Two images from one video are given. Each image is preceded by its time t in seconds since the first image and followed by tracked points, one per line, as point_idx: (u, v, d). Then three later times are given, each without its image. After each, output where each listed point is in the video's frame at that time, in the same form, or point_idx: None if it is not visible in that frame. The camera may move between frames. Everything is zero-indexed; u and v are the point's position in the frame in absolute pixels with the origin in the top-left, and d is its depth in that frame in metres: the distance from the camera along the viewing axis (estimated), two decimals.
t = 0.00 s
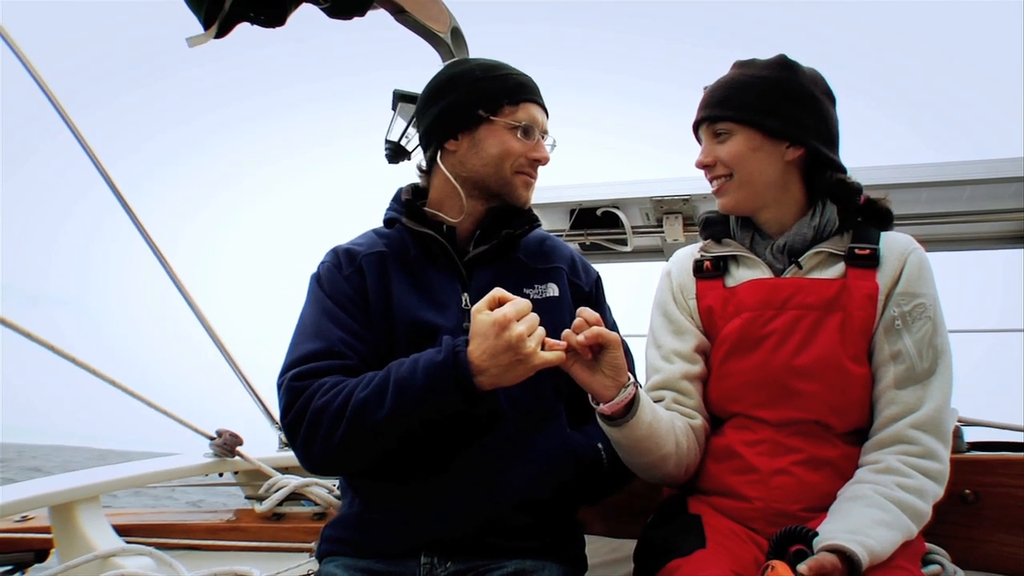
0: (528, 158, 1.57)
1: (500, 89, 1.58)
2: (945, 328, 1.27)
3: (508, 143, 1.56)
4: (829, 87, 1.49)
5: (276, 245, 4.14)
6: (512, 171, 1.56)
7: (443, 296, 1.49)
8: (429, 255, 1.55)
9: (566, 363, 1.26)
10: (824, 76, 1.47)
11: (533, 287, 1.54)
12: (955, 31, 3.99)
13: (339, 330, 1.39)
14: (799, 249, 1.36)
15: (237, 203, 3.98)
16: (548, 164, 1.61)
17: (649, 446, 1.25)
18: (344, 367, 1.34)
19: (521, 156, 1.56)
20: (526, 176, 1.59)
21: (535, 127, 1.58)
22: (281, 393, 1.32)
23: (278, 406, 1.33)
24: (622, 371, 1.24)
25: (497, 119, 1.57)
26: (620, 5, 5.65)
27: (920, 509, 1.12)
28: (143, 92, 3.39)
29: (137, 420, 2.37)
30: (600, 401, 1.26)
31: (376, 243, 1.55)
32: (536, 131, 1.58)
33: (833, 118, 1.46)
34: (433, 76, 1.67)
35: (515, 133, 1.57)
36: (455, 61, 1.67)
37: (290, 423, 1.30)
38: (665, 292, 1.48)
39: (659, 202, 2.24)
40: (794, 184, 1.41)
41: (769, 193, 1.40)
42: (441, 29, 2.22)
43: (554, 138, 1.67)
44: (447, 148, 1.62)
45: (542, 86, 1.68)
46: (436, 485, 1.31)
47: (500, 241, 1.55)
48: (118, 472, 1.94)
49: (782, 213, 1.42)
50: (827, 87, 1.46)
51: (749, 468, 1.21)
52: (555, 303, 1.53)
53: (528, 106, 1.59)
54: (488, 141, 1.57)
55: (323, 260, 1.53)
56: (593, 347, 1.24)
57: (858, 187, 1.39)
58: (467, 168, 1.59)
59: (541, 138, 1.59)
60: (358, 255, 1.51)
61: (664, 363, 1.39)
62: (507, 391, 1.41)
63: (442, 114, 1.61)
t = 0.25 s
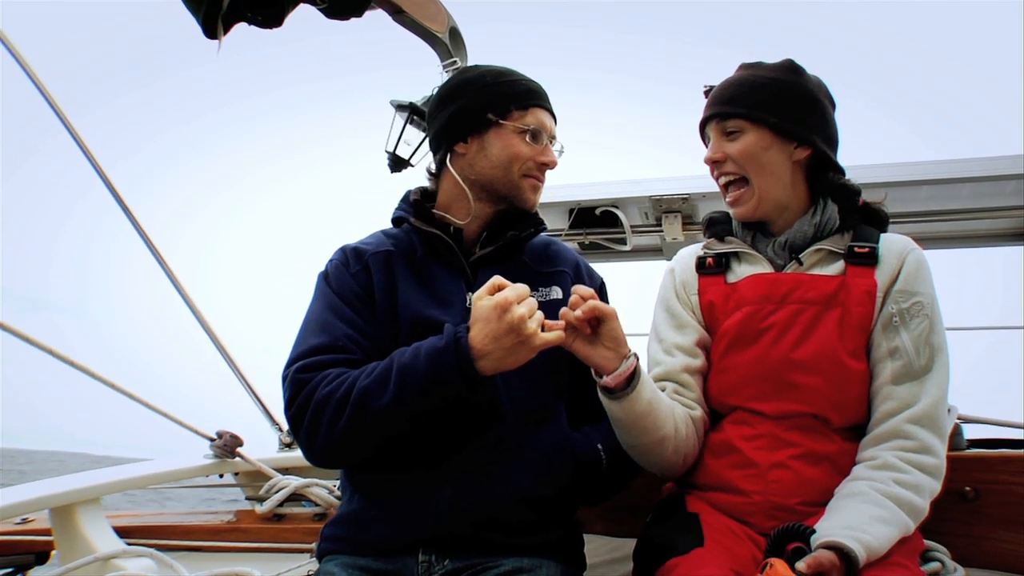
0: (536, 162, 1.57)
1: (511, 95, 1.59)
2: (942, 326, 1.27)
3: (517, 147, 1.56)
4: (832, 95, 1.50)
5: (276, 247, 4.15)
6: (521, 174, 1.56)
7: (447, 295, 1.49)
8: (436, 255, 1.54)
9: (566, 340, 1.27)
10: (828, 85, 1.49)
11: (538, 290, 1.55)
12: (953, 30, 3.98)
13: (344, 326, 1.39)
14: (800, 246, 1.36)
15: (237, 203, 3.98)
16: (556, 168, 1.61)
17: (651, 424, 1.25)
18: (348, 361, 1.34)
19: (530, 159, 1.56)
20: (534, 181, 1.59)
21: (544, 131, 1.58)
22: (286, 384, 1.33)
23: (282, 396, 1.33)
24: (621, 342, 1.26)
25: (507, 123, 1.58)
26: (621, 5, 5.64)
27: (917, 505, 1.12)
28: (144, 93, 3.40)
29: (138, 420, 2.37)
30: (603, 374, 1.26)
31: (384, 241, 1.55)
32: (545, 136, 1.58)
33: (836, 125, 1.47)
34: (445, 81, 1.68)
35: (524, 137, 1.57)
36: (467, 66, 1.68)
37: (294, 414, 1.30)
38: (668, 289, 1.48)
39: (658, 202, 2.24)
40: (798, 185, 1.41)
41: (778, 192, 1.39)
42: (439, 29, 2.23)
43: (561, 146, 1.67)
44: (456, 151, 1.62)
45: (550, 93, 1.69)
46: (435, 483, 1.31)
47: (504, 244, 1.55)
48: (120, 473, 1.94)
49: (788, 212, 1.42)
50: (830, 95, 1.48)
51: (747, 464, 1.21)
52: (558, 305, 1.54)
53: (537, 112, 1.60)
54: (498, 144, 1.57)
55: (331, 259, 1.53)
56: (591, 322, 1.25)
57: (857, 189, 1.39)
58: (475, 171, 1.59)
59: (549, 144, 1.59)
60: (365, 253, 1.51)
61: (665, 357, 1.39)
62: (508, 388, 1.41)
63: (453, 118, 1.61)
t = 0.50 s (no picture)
0: (537, 162, 1.57)
1: (510, 96, 1.60)
2: (943, 323, 1.27)
3: (517, 147, 1.56)
4: (825, 94, 1.50)
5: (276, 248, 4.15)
6: (521, 174, 1.57)
7: (448, 295, 1.49)
8: (437, 255, 1.55)
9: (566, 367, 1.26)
10: (822, 84, 1.48)
11: (538, 290, 1.54)
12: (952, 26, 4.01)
13: (344, 326, 1.40)
14: (802, 245, 1.36)
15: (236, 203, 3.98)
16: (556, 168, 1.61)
17: (650, 440, 1.26)
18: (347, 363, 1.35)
19: (530, 158, 1.57)
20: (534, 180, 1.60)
21: (543, 132, 1.59)
22: (285, 384, 1.33)
23: (281, 398, 1.33)
24: (620, 368, 1.25)
25: (507, 123, 1.58)
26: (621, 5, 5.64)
27: (918, 500, 1.12)
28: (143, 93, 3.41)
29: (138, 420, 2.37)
30: (602, 399, 1.26)
31: (384, 242, 1.55)
32: (545, 137, 1.59)
33: (829, 124, 1.47)
34: (446, 83, 1.69)
35: (524, 138, 1.57)
36: (468, 68, 1.68)
37: (293, 414, 1.30)
38: (669, 290, 1.48)
39: (658, 201, 2.25)
40: (791, 185, 1.42)
41: (767, 194, 1.40)
42: (437, 29, 2.24)
43: (561, 146, 1.68)
44: (456, 153, 1.62)
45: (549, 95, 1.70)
46: (435, 481, 1.31)
47: (504, 244, 1.55)
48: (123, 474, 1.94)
49: (780, 212, 1.43)
50: (824, 94, 1.47)
51: (749, 460, 1.22)
52: (558, 305, 1.54)
53: (537, 113, 1.61)
54: (498, 144, 1.57)
55: (332, 260, 1.54)
56: (591, 348, 1.24)
57: (856, 186, 1.38)
58: (476, 170, 1.59)
59: (548, 144, 1.60)
60: (366, 254, 1.51)
61: (665, 359, 1.40)
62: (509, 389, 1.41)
63: (455, 118, 1.61)
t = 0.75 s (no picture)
0: (531, 161, 1.58)
1: (504, 94, 1.60)
2: (943, 322, 1.28)
3: (511, 146, 1.57)
4: (827, 92, 1.50)
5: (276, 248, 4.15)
6: (515, 173, 1.57)
7: (444, 295, 1.49)
8: (433, 254, 1.55)
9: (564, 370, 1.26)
10: (823, 82, 1.49)
11: (534, 289, 1.54)
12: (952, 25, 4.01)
13: (341, 327, 1.40)
14: (802, 245, 1.37)
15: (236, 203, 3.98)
16: (550, 166, 1.61)
17: (646, 442, 1.26)
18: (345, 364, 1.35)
19: (524, 158, 1.57)
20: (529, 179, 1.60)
21: (538, 130, 1.59)
22: (283, 387, 1.33)
23: (279, 400, 1.34)
24: (618, 371, 1.25)
25: (500, 122, 1.58)
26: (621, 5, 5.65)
27: (921, 498, 1.12)
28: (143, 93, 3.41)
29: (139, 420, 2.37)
30: (599, 401, 1.26)
31: (381, 243, 1.56)
32: (539, 135, 1.59)
33: (831, 123, 1.47)
34: (441, 83, 1.69)
35: (518, 136, 1.57)
36: (463, 67, 1.69)
37: (291, 417, 1.30)
38: (668, 290, 1.48)
39: (658, 201, 2.25)
40: (794, 184, 1.42)
41: (769, 192, 1.41)
42: (437, 30, 2.24)
43: (557, 144, 1.68)
44: (452, 152, 1.63)
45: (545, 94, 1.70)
46: (434, 481, 1.31)
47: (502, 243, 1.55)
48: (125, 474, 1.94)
49: (782, 212, 1.43)
50: (825, 93, 1.48)
51: (750, 459, 1.22)
52: (555, 304, 1.53)
53: (532, 111, 1.60)
54: (491, 143, 1.57)
55: (329, 261, 1.54)
56: (588, 351, 1.24)
57: (856, 187, 1.40)
58: (470, 170, 1.60)
59: (543, 142, 1.59)
60: (363, 255, 1.52)
61: (663, 359, 1.40)
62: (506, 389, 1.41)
63: (449, 117, 1.62)
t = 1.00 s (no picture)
0: (531, 163, 1.58)
1: (502, 96, 1.60)
2: (950, 326, 1.28)
3: (510, 147, 1.57)
4: (838, 93, 1.51)
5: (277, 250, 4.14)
6: (515, 175, 1.57)
7: (446, 296, 1.49)
8: (432, 257, 1.55)
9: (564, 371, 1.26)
10: (835, 83, 1.49)
11: (535, 290, 1.54)
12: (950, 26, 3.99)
13: (342, 330, 1.40)
14: (810, 246, 1.37)
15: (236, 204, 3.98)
16: (550, 168, 1.61)
17: (646, 441, 1.26)
18: (346, 366, 1.35)
19: (525, 159, 1.57)
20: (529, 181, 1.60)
21: (538, 132, 1.59)
22: (284, 391, 1.33)
23: (280, 404, 1.34)
24: (618, 370, 1.25)
25: (500, 125, 1.59)
26: (622, 5, 5.65)
27: (926, 501, 1.12)
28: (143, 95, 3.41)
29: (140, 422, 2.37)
30: (600, 401, 1.26)
31: (382, 246, 1.56)
32: (538, 136, 1.59)
33: (842, 124, 1.48)
34: (441, 84, 1.70)
35: (517, 138, 1.58)
36: (462, 70, 1.70)
37: (292, 420, 1.30)
38: (673, 289, 1.48)
39: (659, 202, 2.26)
40: (804, 185, 1.43)
41: (780, 192, 1.41)
42: (438, 32, 2.24)
43: (557, 145, 1.68)
44: (453, 154, 1.64)
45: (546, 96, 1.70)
46: (437, 482, 1.31)
47: (501, 245, 1.54)
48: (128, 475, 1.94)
49: (791, 211, 1.43)
50: (836, 94, 1.48)
51: (755, 460, 1.22)
52: (556, 305, 1.53)
53: (531, 112, 1.61)
54: (491, 145, 1.58)
55: (330, 263, 1.55)
56: (587, 351, 1.24)
57: (865, 189, 1.41)
58: (471, 172, 1.60)
59: (542, 143, 1.60)
60: (364, 258, 1.52)
61: (666, 359, 1.40)
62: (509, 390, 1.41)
63: (450, 118, 1.63)
